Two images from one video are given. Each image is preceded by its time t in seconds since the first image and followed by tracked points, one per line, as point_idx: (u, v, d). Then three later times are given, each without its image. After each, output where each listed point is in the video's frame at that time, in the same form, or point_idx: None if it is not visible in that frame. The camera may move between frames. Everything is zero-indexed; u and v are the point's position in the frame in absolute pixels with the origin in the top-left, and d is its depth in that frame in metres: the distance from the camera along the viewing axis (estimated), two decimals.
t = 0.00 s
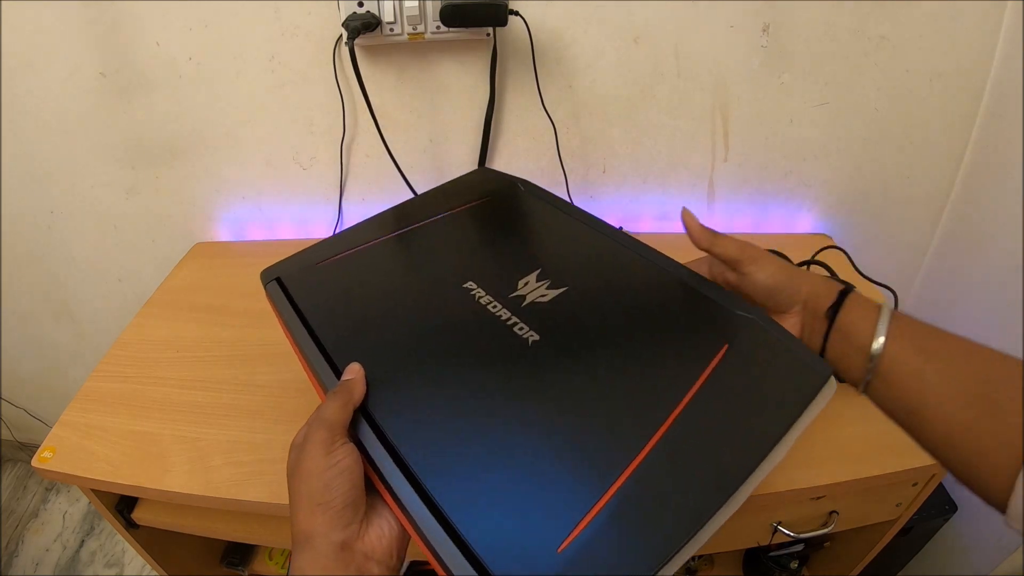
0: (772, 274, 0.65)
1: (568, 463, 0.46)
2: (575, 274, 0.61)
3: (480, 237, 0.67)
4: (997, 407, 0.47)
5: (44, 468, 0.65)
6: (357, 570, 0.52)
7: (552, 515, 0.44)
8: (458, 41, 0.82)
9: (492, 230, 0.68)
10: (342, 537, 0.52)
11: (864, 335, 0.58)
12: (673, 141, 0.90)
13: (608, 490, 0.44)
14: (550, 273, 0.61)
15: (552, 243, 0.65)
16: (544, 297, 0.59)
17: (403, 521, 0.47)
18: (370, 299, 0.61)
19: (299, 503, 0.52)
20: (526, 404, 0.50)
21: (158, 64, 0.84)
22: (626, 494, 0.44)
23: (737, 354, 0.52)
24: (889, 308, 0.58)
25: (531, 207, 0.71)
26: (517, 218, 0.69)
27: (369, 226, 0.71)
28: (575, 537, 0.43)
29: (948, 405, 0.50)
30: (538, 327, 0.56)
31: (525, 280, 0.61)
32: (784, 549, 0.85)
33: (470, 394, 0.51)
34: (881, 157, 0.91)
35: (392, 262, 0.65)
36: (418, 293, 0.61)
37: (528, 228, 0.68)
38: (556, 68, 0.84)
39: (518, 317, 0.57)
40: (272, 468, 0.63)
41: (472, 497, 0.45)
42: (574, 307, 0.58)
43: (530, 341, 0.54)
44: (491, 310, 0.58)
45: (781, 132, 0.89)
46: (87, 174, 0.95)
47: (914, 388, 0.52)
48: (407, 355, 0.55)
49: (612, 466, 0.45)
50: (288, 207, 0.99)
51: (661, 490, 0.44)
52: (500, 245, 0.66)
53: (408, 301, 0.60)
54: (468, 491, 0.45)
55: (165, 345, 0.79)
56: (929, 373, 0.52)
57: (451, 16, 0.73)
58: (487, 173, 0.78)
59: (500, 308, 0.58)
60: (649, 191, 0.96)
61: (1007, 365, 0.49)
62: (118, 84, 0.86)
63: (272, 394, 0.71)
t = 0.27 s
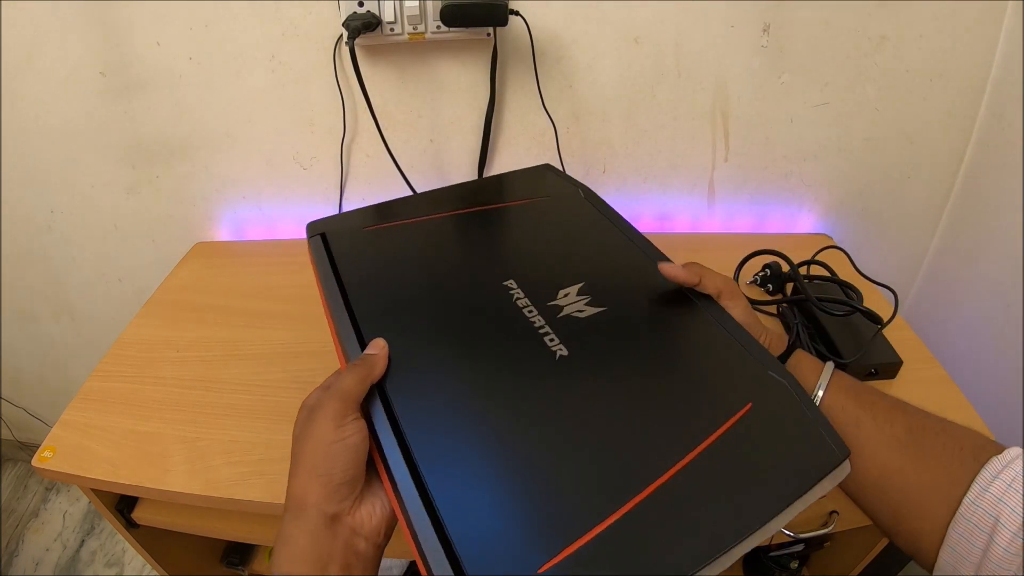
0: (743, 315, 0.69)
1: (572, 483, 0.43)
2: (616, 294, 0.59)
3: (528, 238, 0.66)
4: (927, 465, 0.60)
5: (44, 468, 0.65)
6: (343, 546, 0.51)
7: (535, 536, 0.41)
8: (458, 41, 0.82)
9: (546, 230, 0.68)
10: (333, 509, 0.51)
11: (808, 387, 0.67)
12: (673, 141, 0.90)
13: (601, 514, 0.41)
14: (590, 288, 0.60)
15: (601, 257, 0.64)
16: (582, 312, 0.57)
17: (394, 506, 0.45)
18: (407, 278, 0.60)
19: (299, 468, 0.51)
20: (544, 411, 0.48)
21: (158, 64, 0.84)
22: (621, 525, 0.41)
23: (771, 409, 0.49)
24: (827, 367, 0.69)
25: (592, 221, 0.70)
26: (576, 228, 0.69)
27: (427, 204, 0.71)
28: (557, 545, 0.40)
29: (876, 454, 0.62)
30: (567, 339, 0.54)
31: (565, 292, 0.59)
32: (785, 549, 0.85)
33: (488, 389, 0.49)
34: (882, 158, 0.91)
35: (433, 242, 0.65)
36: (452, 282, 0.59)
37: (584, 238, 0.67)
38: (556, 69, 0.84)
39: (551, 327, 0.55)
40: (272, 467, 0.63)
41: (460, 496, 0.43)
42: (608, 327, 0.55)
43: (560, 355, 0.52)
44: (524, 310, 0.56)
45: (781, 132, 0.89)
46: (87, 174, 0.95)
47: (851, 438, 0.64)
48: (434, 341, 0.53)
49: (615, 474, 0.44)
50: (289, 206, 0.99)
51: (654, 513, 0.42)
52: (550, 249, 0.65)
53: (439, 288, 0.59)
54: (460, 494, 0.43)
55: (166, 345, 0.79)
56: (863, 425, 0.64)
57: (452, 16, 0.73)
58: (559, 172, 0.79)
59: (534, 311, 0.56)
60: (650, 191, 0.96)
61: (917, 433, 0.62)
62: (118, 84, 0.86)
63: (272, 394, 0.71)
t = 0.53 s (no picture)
0: (778, 331, 0.63)
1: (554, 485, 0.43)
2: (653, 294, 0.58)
3: (575, 221, 0.66)
4: (972, 523, 0.52)
5: (45, 468, 0.65)
6: (325, 480, 0.51)
7: (493, 532, 0.40)
8: (458, 41, 0.82)
9: (601, 217, 0.68)
10: (322, 442, 0.52)
11: (849, 442, 0.61)
12: (673, 141, 0.90)
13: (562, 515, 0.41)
14: (623, 281, 0.59)
15: (650, 253, 0.63)
16: (609, 306, 0.56)
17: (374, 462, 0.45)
18: (446, 249, 0.61)
19: (299, 399, 0.52)
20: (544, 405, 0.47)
21: (158, 64, 0.84)
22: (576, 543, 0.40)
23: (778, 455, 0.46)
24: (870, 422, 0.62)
25: (652, 217, 0.69)
26: (632, 219, 0.68)
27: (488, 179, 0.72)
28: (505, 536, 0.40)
29: (925, 518, 0.54)
30: (586, 330, 0.53)
31: (597, 283, 0.58)
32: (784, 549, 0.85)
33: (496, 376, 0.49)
34: (882, 157, 0.91)
35: (478, 212, 0.66)
36: (484, 262, 0.59)
37: (638, 228, 0.66)
38: (557, 68, 0.84)
39: (572, 315, 0.55)
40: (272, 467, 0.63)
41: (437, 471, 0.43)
42: (633, 325, 0.54)
43: (574, 344, 0.52)
44: (551, 293, 0.57)
45: (782, 132, 0.89)
46: (88, 173, 0.95)
47: (891, 499, 0.57)
48: (463, 323, 0.53)
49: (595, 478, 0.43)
50: (288, 206, 0.99)
51: (611, 515, 0.41)
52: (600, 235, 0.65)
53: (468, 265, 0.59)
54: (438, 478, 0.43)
55: (166, 345, 0.79)
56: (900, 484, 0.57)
57: (452, 16, 0.73)
58: (629, 165, 0.78)
59: (561, 296, 0.56)
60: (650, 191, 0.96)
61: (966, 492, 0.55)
62: (118, 83, 0.86)
63: (272, 394, 0.71)
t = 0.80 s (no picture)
0: (823, 338, 0.58)
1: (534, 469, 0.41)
2: (696, 272, 0.56)
3: (632, 194, 0.66)
4: None
5: (45, 467, 0.65)
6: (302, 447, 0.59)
7: (437, 503, 0.39)
8: (458, 41, 0.82)
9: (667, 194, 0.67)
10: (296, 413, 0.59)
11: (888, 486, 0.58)
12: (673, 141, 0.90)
13: (520, 491, 0.39)
14: (663, 251, 0.58)
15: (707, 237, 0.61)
16: (638, 280, 0.55)
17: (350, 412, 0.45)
18: (488, 209, 0.62)
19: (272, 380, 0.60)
20: (538, 377, 0.46)
21: (158, 64, 0.84)
22: (519, 536, 0.38)
23: (780, 482, 0.41)
24: (910, 467, 0.59)
25: (714, 201, 0.66)
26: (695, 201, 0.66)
27: (559, 143, 0.74)
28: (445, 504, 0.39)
29: None
30: (604, 297, 0.53)
31: (631, 257, 0.57)
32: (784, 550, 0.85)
33: (501, 347, 0.48)
34: (883, 157, 0.91)
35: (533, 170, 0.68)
36: (516, 227, 0.60)
37: (700, 209, 0.65)
38: (556, 69, 0.84)
39: (594, 282, 0.54)
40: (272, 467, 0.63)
41: (416, 422, 0.43)
42: (662, 297, 0.53)
43: (589, 310, 0.51)
44: (581, 255, 0.57)
45: (782, 132, 0.89)
46: (88, 174, 0.95)
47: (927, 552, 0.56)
48: (495, 288, 0.53)
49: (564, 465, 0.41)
50: (288, 206, 1.00)
51: (570, 496, 0.39)
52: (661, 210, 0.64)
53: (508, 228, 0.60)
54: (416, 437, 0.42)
55: (166, 345, 0.79)
56: (939, 539, 0.56)
57: (452, 16, 0.73)
58: (707, 152, 0.75)
59: (591, 262, 0.56)
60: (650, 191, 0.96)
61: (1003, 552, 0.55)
62: (119, 83, 0.86)
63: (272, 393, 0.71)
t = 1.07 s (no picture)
0: (824, 358, 0.53)
1: (500, 406, 0.42)
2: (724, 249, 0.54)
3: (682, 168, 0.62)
4: None
5: (45, 467, 0.65)
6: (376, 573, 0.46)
7: (385, 412, 0.42)
8: (458, 41, 0.82)
9: (728, 172, 0.61)
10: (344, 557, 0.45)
11: (879, 518, 0.53)
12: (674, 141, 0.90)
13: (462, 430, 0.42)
14: (691, 222, 0.56)
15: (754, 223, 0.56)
16: (648, 254, 0.53)
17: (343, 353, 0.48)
18: (524, 168, 0.63)
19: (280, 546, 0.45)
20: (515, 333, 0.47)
21: (158, 64, 0.84)
22: (438, 470, 0.40)
23: (701, 480, 0.39)
24: (906, 502, 0.53)
25: (769, 186, 0.60)
26: (748, 181, 0.61)
27: (621, 105, 0.71)
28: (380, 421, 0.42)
29: None
30: (608, 262, 0.52)
31: (650, 230, 0.55)
32: (784, 550, 0.85)
33: (495, 305, 0.49)
34: (882, 157, 0.91)
35: (580, 128, 0.67)
36: (533, 192, 0.60)
37: (758, 192, 0.59)
38: (556, 68, 0.84)
39: (603, 247, 0.54)
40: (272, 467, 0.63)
41: (398, 347, 0.46)
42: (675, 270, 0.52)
43: (585, 272, 0.51)
44: (602, 221, 0.56)
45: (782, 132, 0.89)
46: (88, 174, 0.95)
47: None
48: (508, 245, 0.54)
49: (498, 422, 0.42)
50: (288, 206, 1.00)
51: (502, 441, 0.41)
52: (711, 184, 0.60)
53: (535, 190, 0.60)
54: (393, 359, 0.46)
55: (166, 345, 0.79)
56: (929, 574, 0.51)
57: (452, 16, 0.73)
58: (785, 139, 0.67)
59: (608, 229, 0.55)
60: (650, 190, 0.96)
61: None
62: (118, 83, 0.86)
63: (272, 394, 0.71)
